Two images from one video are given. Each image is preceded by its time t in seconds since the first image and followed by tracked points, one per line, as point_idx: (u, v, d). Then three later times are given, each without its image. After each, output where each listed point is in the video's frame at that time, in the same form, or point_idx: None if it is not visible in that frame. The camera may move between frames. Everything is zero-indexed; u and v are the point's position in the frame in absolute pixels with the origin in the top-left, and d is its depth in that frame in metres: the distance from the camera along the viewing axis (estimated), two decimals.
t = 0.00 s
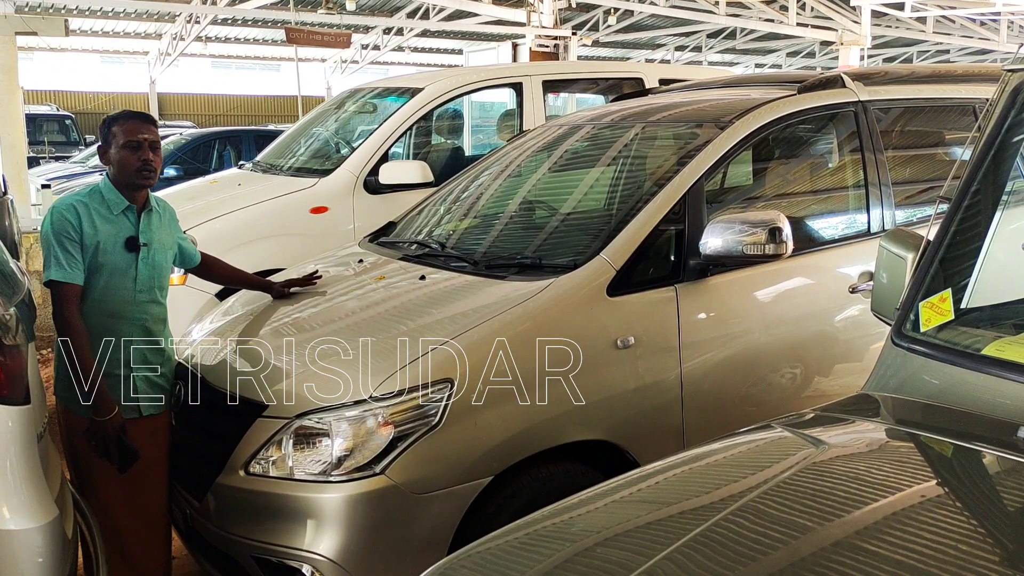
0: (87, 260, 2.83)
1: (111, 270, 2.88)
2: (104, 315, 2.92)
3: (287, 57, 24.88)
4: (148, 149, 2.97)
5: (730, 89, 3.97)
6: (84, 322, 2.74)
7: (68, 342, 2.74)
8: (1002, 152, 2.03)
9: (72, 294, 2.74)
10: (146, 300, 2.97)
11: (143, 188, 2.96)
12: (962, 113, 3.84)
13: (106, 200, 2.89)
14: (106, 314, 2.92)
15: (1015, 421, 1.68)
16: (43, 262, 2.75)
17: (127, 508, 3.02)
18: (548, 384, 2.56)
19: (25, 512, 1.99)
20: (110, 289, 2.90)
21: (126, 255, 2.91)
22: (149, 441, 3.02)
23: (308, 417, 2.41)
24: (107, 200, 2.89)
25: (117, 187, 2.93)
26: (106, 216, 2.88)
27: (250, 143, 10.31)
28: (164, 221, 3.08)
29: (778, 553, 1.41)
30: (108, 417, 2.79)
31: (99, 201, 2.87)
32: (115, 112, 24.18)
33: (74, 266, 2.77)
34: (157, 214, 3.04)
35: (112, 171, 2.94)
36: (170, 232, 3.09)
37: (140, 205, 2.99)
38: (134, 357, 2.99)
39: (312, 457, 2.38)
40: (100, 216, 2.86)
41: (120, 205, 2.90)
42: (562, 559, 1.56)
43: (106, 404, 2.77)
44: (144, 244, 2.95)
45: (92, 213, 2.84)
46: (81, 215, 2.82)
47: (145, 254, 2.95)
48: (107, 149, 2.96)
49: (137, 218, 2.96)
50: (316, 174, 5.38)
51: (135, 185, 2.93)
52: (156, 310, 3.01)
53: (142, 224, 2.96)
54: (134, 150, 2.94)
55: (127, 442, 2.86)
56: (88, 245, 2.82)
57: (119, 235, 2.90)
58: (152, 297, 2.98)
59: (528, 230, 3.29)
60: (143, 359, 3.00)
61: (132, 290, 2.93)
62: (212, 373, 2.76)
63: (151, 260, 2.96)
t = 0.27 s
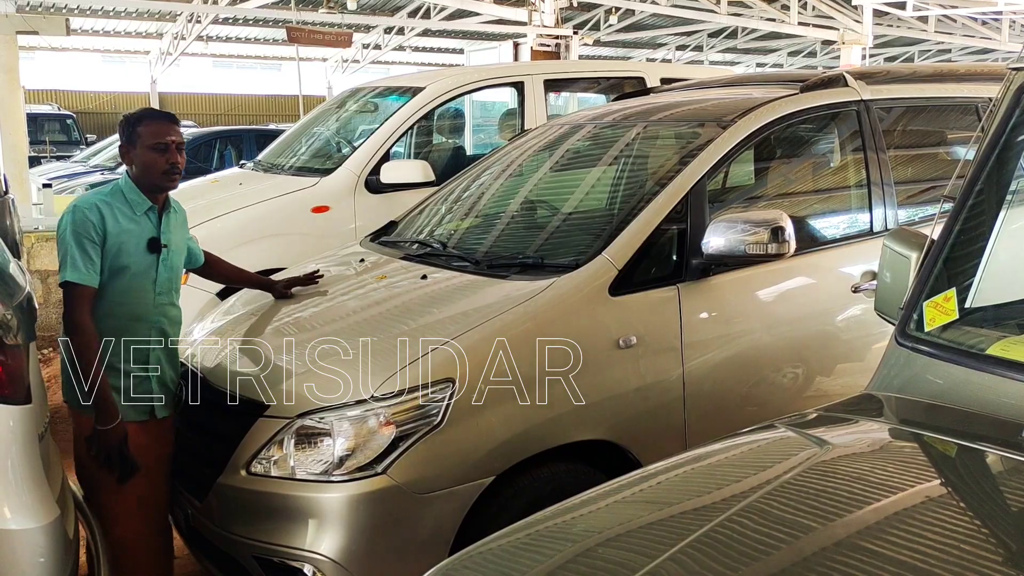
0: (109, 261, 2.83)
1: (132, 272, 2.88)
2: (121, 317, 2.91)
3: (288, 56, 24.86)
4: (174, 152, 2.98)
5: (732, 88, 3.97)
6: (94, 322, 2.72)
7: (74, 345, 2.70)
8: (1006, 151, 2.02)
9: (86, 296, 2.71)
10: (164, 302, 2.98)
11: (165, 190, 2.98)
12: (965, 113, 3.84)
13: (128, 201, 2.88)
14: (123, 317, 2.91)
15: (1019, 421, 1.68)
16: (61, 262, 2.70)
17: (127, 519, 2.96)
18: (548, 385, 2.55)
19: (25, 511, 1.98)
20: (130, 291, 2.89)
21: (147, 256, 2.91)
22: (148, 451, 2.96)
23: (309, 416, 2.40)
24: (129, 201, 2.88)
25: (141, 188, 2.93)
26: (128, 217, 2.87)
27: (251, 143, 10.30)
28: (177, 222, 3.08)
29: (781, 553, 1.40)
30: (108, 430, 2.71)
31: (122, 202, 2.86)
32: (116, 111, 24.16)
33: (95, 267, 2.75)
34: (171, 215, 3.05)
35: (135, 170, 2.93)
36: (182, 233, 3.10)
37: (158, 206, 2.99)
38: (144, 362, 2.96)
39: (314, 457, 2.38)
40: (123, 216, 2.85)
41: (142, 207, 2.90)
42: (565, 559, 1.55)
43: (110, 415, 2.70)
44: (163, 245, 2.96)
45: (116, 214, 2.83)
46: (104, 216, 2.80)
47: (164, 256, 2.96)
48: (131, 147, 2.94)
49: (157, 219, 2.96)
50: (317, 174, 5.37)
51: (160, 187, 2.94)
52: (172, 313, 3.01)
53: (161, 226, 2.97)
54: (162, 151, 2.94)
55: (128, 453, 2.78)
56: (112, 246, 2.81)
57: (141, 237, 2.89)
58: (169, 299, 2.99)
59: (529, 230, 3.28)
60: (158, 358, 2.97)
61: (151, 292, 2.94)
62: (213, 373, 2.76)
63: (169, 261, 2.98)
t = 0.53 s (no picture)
0: (124, 265, 2.71)
1: (148, 275, 2.76)
2: (137, 323, 2.79)
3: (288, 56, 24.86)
4: (188, 153, 2.87)
5: (733, 88, 3.96)
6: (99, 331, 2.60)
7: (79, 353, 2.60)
8: (1010, 151, 2.02)
9: (96, 302, 2.60)
10: (179, 305, 2.88)
11: (178, 192, 2.88)
12: (967, 112, 3.83)
13: (141, 202, 2.77)
14: (139, 324, 2.79)
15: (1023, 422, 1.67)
16: (73, 266, 2.59)
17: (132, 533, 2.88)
18: (548, 384, 2.55)
19: (28, 512, 1.98)
20: (147, 295, 2.78)
21: (163, 259, 2.81)
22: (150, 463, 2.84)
23: (312, 416, 2.40)
24: (142, 203, 2.77)
25: (154, 190, 2.82)
26: (142, 218, 2.76)
27: (251, 143, 10.29)
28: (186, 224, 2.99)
29: (783, 553, 1.40)
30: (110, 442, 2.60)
31: (134, 204, 2.75)
32: (116, 111, 24.15)
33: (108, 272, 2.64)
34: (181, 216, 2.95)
35: (148, 172, 2.82)
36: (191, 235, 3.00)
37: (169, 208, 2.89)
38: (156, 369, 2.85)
39: (315, 457, 2.37)
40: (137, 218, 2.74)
41: (155, 208, 2.79)
42: (568, 560, 1.55)
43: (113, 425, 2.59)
44: (177, 247, 2.86)
45: (131, 215, 2.72)
46: (119, 218, 2.68)
47: (179, 259, 2.86)
48: (143, 147, 2.82)
49: (170, 221, 2.86)
50: (318, 173, 5.37)
51: (174, 190, 2.84)
52: (187, 316, 2.91)
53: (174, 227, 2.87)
54: (176, 153, 2.84)
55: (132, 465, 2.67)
56: (127, 250, 2.69)
57: (155, 238, 2.78)
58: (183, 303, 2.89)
59: (530, 229, 3.28)
60: (168, 365, 2.86)
61: (167, 296, 2.84)
62: (214, 373, 2.76)
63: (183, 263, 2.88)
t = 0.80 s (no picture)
0: (136, 277, 2.55)
1: (161, 287, 2.59)
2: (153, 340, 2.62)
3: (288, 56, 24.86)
4: (205, 160, 2.68)
5: (735, 88, 3.96)
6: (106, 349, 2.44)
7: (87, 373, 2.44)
8: (1014, 151, 2.02)
9: (106, 316, 2.43)
10: (197, 317, 2.71)
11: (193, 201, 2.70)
12: (968, 112, 3.83)
13: (153, 210, 2.60)
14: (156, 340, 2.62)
15: None
16: (81, 278, 2.42)
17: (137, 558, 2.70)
18: (548, 384, 2.54)
19: (31, 513, 1.98)
20: (163, 309, 2.61)
21: (178, 269, 2.64)
22: (165, 484, 2.65)
23: (315, 416, 2.41)
24: (154, 212, 2.60)
25: (168, 199, 2.65)
26: (153, 227, 2.59)
27: (251, 142, 10.29)
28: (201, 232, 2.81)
29: (786, 553, 1.40)
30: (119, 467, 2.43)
31: (146, 213, 2.58)
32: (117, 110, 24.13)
33: (118, 284, 2.47)
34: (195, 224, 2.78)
35: (161, 180, 2.64)
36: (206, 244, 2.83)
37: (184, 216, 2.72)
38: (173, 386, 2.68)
39: (318, 457, 2.37)
40: (149, 227, 2.57)
41: (169, 216, 2.62)
42: (571, 560, 1.55)
43: (123, 450, 2.42)
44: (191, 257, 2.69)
45: (142, 224, 2.55)
46: (129, 227, 2.52)
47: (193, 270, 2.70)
48: (157, 153, 2.64)
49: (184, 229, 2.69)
50: (319, 173, 5.36)
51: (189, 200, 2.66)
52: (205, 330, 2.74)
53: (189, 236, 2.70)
54: (191, 161, 2.65)
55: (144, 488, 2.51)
56: (138, 260, 2.53)
57: (169, 248, 2.62)
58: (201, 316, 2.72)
59: (532, 229, 3.27)
60: (184, 383, 2.68)
61: (184, 308, 2.67)
62: (216, 374, 2.78)
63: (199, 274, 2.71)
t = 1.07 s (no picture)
0: (139, 285, 2.43)
1: (166, 298, 2.47)
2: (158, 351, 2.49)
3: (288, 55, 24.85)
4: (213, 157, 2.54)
5: (735, 88, 3.96)
6: (105, 355, 2.36)
7: (84, 382, 2.35)
8: (1016, 151, 2.02)
9: (103, 325, 2.34)
10: (207, 329, 2.56)
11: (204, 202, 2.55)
12: (969, 112, 3.83)
13: (159, 215, 2.48)
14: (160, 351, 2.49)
15: None
16: (78, 287, 2.32)
17: (127, 568, 2.60)
18: (548, 385, 2.54)
19: (32, 513, 1.98)
20: (167, 319, 2.49)
21: (185, 278, 2.51)
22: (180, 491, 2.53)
23: (314, 417, 2.41)
24: (161, 217, 2.48)
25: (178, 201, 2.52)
26: (160, 232, 2.46)
27: (251, 142, 10.28)
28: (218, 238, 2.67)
29: (786, 553, 1.40)
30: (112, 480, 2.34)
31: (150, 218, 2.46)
32: (116, 110, 24.10)
33: (116, 294, 2.36)
34: (212, 228, 2.63)
35: (169, 181, 2.52)
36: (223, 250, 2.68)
37: (198, 219, 2.58)
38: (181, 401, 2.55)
39: (318, 457, 2.37)
40: (153, 233, 2.45)
41: (177, 221, 2.49)
42: (570, 561, 1.55)
43: (118, 462, 2.33)
44: (202, 265, 2.56)
45: (145, 229, 2.43)
46: (131, 232, 2.40)
47: (204, 278, 2.56)
48: (164, 153, 2.53)
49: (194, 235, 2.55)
50: (319, 173, 5.36)
51: (197, 197, 2.52)
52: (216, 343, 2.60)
53: (200, 241, 2.57)
54: (197, 157, 2.52)
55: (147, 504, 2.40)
56: (138, 269, 2.41)
57: (176, 256, 2.48)
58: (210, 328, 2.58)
59: (532, 229, 3.27)
60: (194, 400, 2.53)
61: (191, 318, 2.53)
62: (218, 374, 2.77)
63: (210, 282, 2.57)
